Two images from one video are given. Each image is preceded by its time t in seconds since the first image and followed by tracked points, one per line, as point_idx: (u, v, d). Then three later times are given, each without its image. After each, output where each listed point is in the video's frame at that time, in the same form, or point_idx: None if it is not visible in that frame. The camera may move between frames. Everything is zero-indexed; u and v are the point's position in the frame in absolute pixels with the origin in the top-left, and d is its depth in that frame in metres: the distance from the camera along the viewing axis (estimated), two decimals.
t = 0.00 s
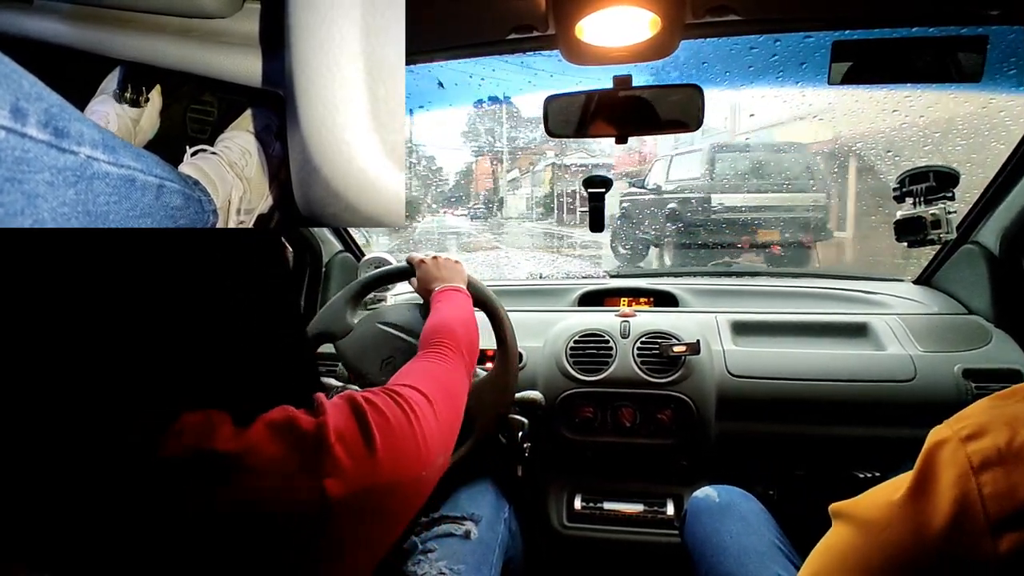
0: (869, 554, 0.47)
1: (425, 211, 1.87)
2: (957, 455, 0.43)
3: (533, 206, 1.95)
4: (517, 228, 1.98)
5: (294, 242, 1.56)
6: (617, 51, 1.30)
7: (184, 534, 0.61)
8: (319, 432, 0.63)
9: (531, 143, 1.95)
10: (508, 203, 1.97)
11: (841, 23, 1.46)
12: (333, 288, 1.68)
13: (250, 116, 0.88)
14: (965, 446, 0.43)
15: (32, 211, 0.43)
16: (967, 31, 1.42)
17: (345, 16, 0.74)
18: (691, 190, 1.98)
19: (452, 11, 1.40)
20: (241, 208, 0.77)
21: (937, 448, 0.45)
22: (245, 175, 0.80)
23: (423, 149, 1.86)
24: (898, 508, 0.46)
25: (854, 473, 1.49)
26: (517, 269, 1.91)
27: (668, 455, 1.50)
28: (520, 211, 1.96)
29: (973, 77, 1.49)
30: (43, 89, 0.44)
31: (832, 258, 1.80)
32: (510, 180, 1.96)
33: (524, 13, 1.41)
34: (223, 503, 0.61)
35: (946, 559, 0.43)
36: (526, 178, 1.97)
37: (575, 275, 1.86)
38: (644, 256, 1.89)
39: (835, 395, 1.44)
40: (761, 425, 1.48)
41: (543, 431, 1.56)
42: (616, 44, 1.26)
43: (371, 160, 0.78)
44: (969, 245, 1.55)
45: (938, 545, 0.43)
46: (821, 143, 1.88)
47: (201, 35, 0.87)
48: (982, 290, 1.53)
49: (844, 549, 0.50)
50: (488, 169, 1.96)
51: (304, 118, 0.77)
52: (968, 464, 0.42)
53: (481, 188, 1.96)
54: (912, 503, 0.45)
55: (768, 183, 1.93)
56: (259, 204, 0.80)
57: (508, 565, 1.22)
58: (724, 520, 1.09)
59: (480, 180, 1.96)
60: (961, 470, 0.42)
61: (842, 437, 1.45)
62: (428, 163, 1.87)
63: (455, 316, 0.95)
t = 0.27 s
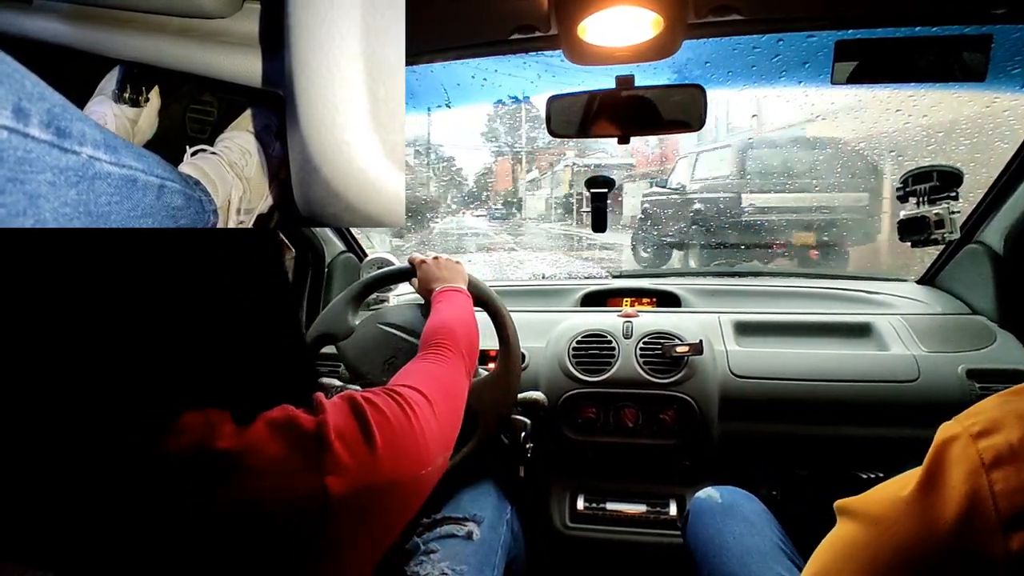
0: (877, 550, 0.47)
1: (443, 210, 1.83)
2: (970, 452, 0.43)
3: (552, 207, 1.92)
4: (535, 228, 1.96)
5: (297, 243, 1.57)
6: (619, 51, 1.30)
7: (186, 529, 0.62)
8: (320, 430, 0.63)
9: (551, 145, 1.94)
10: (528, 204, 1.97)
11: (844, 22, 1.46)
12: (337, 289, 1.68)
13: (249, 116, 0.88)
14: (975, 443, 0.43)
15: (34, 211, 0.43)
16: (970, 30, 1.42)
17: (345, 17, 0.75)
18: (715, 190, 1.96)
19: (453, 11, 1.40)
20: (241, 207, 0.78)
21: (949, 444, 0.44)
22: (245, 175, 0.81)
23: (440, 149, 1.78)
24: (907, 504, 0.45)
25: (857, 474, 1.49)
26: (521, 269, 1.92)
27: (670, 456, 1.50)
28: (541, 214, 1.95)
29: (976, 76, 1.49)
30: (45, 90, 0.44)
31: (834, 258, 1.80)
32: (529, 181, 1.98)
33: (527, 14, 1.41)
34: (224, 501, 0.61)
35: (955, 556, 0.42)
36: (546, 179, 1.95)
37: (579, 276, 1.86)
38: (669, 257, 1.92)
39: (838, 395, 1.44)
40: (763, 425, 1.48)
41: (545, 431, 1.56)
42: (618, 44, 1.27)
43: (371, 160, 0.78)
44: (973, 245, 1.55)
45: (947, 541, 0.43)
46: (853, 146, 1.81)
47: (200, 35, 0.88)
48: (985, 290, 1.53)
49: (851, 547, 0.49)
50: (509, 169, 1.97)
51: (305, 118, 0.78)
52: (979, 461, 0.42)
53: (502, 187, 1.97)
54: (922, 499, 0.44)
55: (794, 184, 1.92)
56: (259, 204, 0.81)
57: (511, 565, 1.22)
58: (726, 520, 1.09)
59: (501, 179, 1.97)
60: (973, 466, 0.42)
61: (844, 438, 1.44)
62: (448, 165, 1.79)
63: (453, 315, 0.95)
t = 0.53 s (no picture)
0: (882, 544, 0.46)
1: (462, 210, 1.99)
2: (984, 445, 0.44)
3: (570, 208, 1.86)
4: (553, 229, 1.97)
5: (300, 243, 1.57)
6: (621, 51, 1.30)
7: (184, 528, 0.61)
8: (318, 429, 0.63)
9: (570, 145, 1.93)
10: (548, 206, 1.97)
11: (846, 22, 1.46)
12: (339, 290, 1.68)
13: (249, 116, 0.89)
14: (994, 439, 0.44)
15: (34, 211, 0.43)
16: (973, 30, 1.41)
17: (345, 17, 0.75)
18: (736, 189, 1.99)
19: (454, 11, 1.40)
20: (240, 207, 0.79)
21: (965, 440, 0.45)
22: (244, 174, 0.81)
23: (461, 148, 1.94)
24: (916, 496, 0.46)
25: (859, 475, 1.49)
26: (521, 269, 1.91)
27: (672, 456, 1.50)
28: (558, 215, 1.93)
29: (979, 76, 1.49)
30: (45, 90, 0.45)
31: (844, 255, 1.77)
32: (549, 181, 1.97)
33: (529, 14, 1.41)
34: (224, 501, 0.61)
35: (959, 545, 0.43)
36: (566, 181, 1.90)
37: (581, 277, 1.86)
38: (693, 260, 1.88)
39: (840, 396, 1.43)
40: (765, 426, 1.48)
41: (547, 431, 1.56)
42: (620, 45, 1.26)
43: (370, 159, 0.78)
44: (976, 246, 1.54)
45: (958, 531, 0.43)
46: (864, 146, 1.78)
47: (200, 35, 0.88)
48: (988, 291, 1.52)
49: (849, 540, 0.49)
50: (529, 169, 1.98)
51: (304, 118, 0.78)
52: (1000, 456, 0.43)
53: (522, 187, 2.00)
54: (933, 493, 0.45)
55: (797, 184, 2.00)
56: (259, 204, 0.82)
57: (512, 566, 1.22)
58: (728, 521, 1.09)
59: (523, 179, 1.99)
60: (993, 461, 0.43)
61: (846, 439, 1.44)
62: (467, 165, 1.97)
63: (453, 316, 0.95)
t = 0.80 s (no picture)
0: (920, 528, 0.44)
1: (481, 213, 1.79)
2: None
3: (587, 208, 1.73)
4: (575, 232, 1.81)
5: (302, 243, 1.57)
6: (622, 51, 1.30)
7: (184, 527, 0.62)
8: (317, 429, 0.64)
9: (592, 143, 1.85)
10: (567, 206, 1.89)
11: (848, 21, 1.46)
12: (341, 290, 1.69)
13: (249, 115, 0.89)
14: None
15: (34, 211, 0.44)
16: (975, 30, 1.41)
17: (345, 17, 0.75)
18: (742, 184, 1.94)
19: (456, 11, 1.40)
20: (240, 207, 0.79)
21: (1023, 427, 0.42)
22: (244, 174, 0.82)
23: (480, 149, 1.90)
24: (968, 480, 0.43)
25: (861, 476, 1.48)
26: (523, 268, 1.91)
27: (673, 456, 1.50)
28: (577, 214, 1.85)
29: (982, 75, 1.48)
30: (45, 90, 0.45)
31: (844, 254, 1.75)
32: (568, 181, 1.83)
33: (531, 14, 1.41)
34: (223, 501, 0.62)
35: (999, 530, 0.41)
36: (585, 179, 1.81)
37: (583, 276, 1.86)
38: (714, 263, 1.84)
39: (842, 395, 1.43)
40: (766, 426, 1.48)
41: (549, 431, 1.57)
42: (622, 44, 1.26)
43: (369, 159, 0.78)
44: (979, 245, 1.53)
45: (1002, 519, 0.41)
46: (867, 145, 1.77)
47: (201, 34, 0.89)
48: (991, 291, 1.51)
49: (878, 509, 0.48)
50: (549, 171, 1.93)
51: (306, 117, 0.78)
52: None
53: (540, 190, 1.94)
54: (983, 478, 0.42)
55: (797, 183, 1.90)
56: (259, 204, 0.82)
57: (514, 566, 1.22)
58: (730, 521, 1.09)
59: (542, 180, 1.93)
60: None
61: (847, 438, 1.44)
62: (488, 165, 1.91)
63: (456, 317, 0.95)
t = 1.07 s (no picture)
0: (887, 539, 0.43)
1: (506, 213, 1.97)
2: None
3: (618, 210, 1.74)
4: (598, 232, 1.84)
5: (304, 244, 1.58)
6: (623, 52, 1.30)
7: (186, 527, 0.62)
8: (316, 430, 0.65)
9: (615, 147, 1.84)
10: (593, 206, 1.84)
11: (848, 22, 1.46)
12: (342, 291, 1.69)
13: (248, 116, 0.89)
14: None
15: (33, 211, 0.44)
16: (976, 30, 1.41)
17: (342, 18, 0.75)
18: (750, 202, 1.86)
19: (458, 12, 1.40)
20: (239, 207, 0.79)
21: (995, 443, 0.40)
22: (243, 175, 0.82)
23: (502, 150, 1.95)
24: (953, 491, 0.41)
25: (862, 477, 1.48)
26: (525, 269, 1.92)
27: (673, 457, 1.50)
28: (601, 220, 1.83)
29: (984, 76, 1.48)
30: (44, 89, 0.45)
31: (845, 254, 1.73)
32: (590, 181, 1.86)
33: (534, 16, 1.42)
34: (223, 501, 0.63)
35: (974, 543, 0.39)
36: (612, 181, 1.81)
37: (585, 278, 1.86)
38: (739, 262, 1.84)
39: (843, 397, 1.43)
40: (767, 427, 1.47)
41: (549, 431, 1.56)
42: (623, 45, 1.26)
43: (368, 159, 0.78)
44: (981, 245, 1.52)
45: (980, 533, 0.39)
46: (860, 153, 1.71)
47: (200, 34, 0.90)
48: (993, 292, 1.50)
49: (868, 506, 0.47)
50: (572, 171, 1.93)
51: (303, 118, 0.79)
52: None
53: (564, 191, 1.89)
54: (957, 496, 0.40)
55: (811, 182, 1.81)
56: (258, 204, 0.82)
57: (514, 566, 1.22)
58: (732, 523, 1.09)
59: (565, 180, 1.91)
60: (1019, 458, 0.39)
61: (848, 440, 1.44)
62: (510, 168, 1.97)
63: (457, 318, 0.95)
